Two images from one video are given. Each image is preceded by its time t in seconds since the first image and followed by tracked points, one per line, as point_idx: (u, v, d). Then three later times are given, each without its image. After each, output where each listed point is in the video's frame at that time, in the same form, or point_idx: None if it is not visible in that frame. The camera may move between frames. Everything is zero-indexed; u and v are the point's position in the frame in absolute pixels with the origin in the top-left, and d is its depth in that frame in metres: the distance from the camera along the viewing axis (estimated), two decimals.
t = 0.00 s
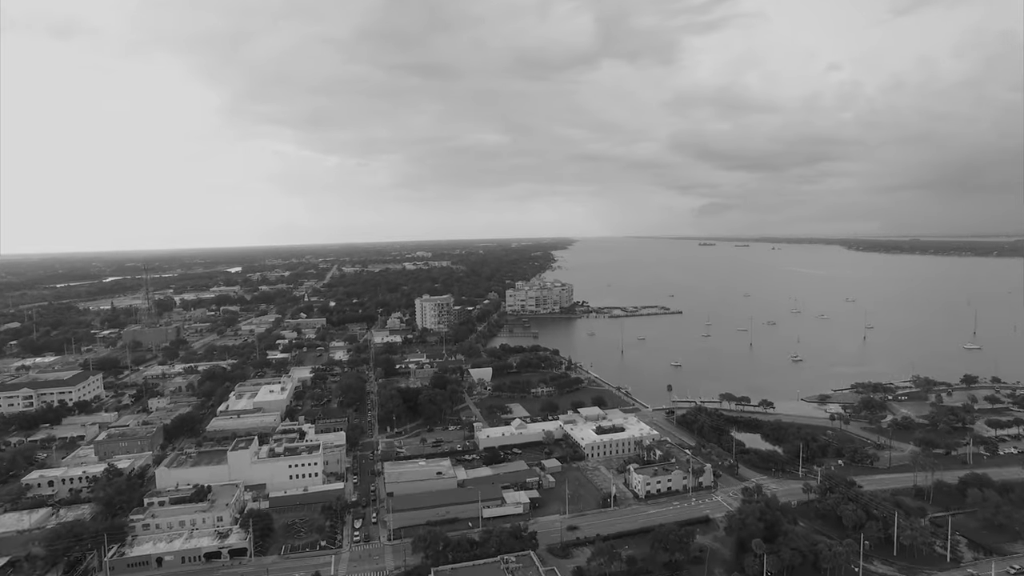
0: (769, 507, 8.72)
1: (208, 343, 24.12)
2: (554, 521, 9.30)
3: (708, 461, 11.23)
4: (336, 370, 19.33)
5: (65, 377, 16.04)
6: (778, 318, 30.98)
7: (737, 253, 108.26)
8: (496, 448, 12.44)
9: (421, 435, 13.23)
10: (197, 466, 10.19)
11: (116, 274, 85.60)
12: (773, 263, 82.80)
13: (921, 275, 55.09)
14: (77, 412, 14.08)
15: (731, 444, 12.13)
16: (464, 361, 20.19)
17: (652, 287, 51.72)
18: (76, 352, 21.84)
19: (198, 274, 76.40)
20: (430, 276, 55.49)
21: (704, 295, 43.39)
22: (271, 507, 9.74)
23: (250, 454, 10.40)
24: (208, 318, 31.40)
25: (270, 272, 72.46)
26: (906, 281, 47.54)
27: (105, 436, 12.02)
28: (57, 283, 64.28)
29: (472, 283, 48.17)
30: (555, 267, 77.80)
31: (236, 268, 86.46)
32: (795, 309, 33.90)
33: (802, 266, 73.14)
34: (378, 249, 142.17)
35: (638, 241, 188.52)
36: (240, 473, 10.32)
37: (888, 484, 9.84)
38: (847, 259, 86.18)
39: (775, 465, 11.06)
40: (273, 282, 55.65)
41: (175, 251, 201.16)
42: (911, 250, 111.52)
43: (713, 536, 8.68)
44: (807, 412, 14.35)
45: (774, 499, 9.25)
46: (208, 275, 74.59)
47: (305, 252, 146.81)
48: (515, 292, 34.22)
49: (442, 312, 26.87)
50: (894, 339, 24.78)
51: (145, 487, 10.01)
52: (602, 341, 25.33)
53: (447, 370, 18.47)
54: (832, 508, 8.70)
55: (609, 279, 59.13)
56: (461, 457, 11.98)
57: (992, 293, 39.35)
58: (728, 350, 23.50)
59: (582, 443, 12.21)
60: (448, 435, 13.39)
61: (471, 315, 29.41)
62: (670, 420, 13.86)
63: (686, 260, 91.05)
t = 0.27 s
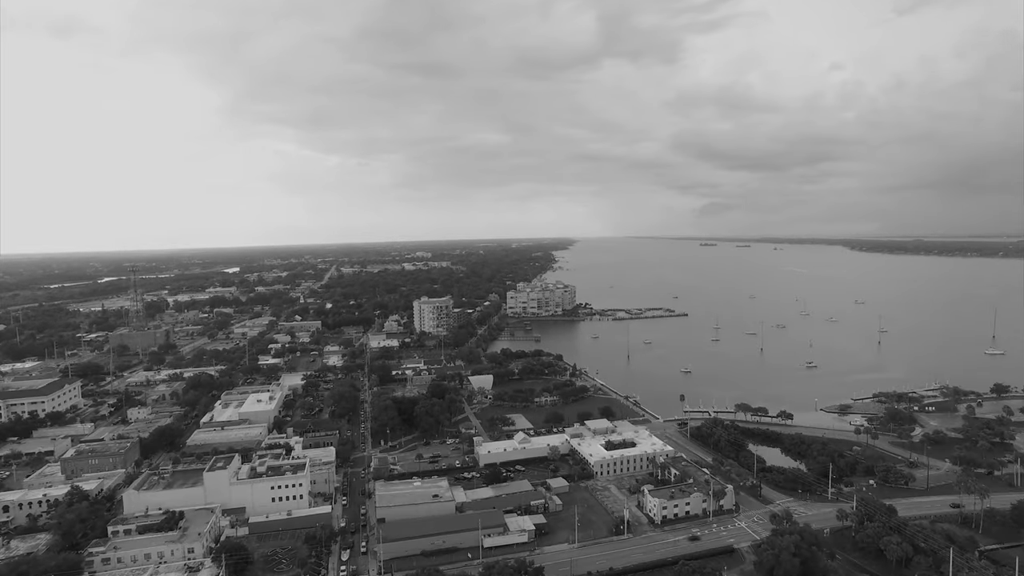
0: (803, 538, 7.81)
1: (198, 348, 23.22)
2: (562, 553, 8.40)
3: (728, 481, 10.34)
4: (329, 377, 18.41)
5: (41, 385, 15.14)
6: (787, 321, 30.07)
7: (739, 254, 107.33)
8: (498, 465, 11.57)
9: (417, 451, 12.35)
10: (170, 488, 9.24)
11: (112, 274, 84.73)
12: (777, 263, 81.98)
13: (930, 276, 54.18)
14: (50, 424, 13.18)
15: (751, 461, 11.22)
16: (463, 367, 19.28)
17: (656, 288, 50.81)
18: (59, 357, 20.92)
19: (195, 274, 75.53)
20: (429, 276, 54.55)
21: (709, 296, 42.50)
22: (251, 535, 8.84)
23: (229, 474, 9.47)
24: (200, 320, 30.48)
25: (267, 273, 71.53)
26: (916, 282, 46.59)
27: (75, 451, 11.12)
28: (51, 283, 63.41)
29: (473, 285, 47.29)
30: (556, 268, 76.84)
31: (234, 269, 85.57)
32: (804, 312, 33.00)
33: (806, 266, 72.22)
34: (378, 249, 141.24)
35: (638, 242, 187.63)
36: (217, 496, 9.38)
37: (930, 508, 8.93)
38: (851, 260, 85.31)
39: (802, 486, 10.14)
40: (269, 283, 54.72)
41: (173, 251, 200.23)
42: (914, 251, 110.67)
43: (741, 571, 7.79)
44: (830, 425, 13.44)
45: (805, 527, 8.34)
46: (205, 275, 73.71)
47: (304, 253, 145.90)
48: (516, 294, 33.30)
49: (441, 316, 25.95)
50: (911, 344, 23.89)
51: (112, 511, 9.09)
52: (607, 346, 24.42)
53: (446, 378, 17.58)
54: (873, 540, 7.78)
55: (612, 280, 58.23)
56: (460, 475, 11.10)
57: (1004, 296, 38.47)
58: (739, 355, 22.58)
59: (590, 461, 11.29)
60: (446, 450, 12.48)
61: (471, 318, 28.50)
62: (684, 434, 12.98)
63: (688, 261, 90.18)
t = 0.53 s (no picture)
0: None
1: (186, 352, 22.29)
2: None
3: (752, 504, 9.45)
4: (322, 385, 17.50)
5: (13, 394, 14.21)
6: (796, 323, 29.19)
7: (740, 253, 106.34)
8: (500, 485, 10.68)
9: (412, 468, 11.47)
10: (136, 515, 8.33)
11: (108, 274, 83.75)
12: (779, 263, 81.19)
13: (936, 276, 53.33)
14: (19, 438, 12.25)
15: (775, 480, 10.33)
16: (462, 374, 18.37)
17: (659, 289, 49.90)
18: (40, 363, 19.98)
19: (191, 274, 74.55)
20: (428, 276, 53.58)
21: (714, 297, 41.62)
22: (226, 568, 7.93)
23: (202, 499, 8.55)
24: (192, 323, 29.52)
25: (265, 273, 70.58)
26: (924, 283, 45.72)
27: (39, 469, 10.19)
28: (44, 282, 62.44)
29: (472, 285, 46.40)
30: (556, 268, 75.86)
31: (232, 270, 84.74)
32: (813, 313, 32.12)
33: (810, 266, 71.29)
34: (377, 249, 140.10)
35: (639, 241, 186.54)
36: (189, 523, 8.47)
37: (980, 537, 8.05)
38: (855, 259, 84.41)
39: (832, 508, 9.24)
40: (265, 284, 53.81)
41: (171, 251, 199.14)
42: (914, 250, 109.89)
43: None
44: (855, 437, 12.54)
45: (845, 561, 7.46)
46: (201, 275, 72.74)
47: (302, 252, 144.77)
48: (517, 295, 32.37)
49: (440, 319, 25.02)
50: (927, 348, 23.02)
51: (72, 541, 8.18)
52: (612, 350, 23.54)
53: (444, 387, 16.68)
54: None
55: (613, 280, 57.32)
56: (459, 496, 10.22)
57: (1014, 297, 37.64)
58: (749, 360, 21.69)
59: (600, 480, 10.40)
60: (444, 467, 11.60)
61: (471, 321, 27.59)
62: (699, 448, 12.09)
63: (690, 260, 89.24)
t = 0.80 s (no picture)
0: None
1: (174, 356, 21.41)
2: None
3: (779, 532, 8.57)
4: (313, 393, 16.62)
5: None
6: (807, 326, 28.32)
7: (742, 254, 105.47)
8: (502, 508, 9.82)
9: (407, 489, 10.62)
10: (95, 548, 7.44)
11: (104, 274, 82.86)
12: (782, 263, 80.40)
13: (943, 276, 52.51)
14: None
15: (802, 503, 9.44)
16: (461, 381, 17.50)
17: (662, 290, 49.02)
18: (19, 369, 19.09)
19: (187, 274, 73.62)
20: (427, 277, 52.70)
21: (719, 299, 40.77)
22: None
23: (170, 529, 7.66)
24: (182, 326, 28.62)
25: (262, 273, 69.66)
26: (932, 284, 44.88)
27: None
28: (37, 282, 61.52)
29: (472, 286, 45.52)
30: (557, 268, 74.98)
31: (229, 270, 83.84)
32: (823, 315, 31.28)
33: (814, 267, 70.44)
34: (376, 249, 139.20)
35: (639, 241, 185.70)
36: (154, 557, 7.57)
37: None
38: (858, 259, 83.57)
39: (867, 535, 8.37)
40: (261, 285, 52.95)
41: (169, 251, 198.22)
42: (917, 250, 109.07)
43: None
44: (882, 453, 11.65)
45: None
46: (197, 275, 71.82)
47: (301, 253, 143.85)
48: (518, 296, 31.49)
49: (438, 322, 24.15)
50: (945, 353, 22.16)
51: None
52: (617, 355, 22.69)
53: (442, 396, 15.81)
54: None
55: (615, 281, 56.43)
56: (458, 522, 9.37)
57: None
58: (761, 366, 20.83)
59: (610, 504, 9.53)
60: (441, 487, 10.74)
61: (470, 324, 26.72)
62: (716, 466, 11.23)
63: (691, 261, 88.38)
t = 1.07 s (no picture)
0: None
1: (161, 361, 20.51)
2: None
3: (813, 566, 7.69)
4: (304, 402, 15.71)
5: None
6: (818, 329, 27.42)
7: (744, 254, 104.61)
8: (504, 535, 8.97)
9: (400, 512, 9.78)
10: None
11: (101, 274, 82.07)
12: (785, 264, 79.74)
13: (951, 277, 51.72)
14: None
15: (836, 530, 8.53)
16: (460, 390, 16.61)
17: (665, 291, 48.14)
18: None
19: (184, 275, 72.78)
20: (426, 278, 51.82)
21: (725, 300, 39.91)
22: None
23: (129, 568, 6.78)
24: (172, 329, 27.73)
25: (260, 273, 68.78)
26: (941, 285, 44.04)
27: None
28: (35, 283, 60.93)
29: (472, 287, 44.65)
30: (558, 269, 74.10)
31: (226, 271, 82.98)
32: (833, 318, 30.39)
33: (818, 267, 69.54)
34: (376, 249, 138.36)
35: (640, 241, 184.82)
36: None
37: None
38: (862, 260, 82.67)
39: (911, 570, 7.47)
40: (258, 286, 52.08)
41: (169, 250, 197.41)
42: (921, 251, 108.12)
43: None
44: (915, 470, 10.72)
45: None
46: (194, 275, 71.00)
47: (300, 252, 143.07)
48: (519, 298, 30.61)
49: (436, 325, 23.25)
50: (965, 358, 21.28)
51: None
52: (623, 361, 21.82)
53: (440, 406, 14.92)
54: None
55: (618, 281, 55.54)
56: (455, 551, 8.50)
57: None
58: (774, 373, 19.94)
59: (623, 531, 8.63)
60: (437, 510, 9.88)
61: (470, 327, 25.82)
62: (737, 485, 10.33)
63: (693, 261, 87.48)
